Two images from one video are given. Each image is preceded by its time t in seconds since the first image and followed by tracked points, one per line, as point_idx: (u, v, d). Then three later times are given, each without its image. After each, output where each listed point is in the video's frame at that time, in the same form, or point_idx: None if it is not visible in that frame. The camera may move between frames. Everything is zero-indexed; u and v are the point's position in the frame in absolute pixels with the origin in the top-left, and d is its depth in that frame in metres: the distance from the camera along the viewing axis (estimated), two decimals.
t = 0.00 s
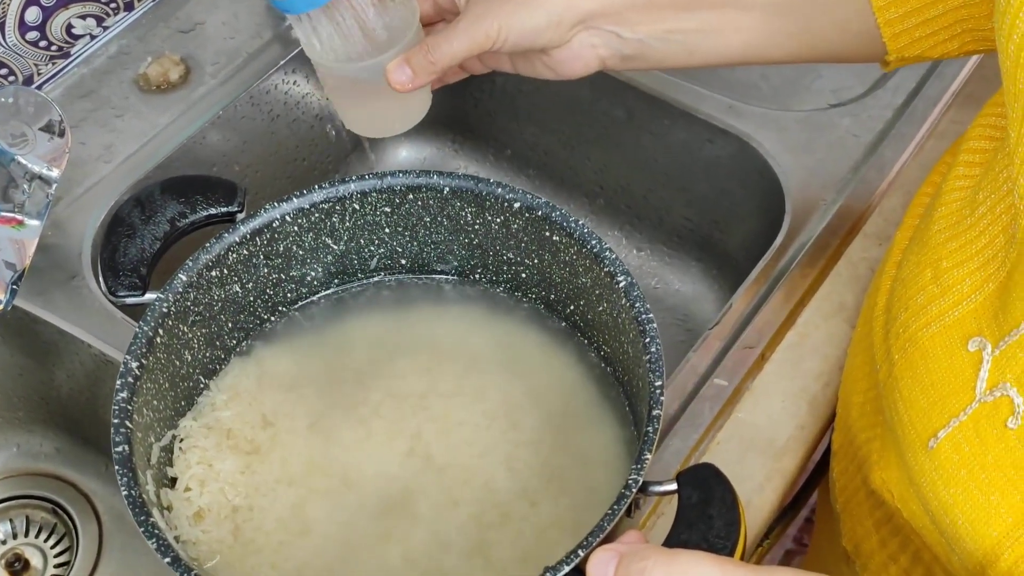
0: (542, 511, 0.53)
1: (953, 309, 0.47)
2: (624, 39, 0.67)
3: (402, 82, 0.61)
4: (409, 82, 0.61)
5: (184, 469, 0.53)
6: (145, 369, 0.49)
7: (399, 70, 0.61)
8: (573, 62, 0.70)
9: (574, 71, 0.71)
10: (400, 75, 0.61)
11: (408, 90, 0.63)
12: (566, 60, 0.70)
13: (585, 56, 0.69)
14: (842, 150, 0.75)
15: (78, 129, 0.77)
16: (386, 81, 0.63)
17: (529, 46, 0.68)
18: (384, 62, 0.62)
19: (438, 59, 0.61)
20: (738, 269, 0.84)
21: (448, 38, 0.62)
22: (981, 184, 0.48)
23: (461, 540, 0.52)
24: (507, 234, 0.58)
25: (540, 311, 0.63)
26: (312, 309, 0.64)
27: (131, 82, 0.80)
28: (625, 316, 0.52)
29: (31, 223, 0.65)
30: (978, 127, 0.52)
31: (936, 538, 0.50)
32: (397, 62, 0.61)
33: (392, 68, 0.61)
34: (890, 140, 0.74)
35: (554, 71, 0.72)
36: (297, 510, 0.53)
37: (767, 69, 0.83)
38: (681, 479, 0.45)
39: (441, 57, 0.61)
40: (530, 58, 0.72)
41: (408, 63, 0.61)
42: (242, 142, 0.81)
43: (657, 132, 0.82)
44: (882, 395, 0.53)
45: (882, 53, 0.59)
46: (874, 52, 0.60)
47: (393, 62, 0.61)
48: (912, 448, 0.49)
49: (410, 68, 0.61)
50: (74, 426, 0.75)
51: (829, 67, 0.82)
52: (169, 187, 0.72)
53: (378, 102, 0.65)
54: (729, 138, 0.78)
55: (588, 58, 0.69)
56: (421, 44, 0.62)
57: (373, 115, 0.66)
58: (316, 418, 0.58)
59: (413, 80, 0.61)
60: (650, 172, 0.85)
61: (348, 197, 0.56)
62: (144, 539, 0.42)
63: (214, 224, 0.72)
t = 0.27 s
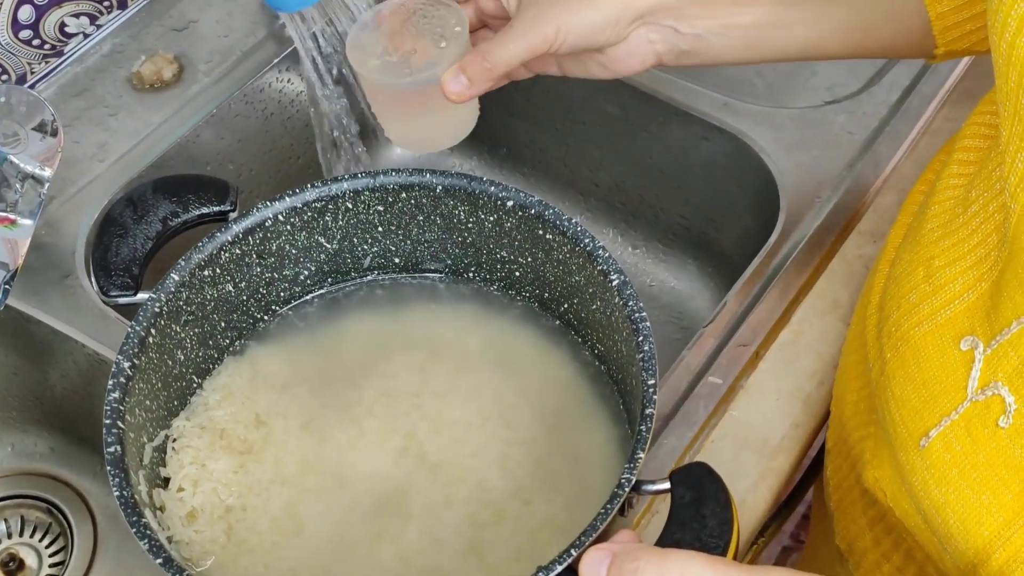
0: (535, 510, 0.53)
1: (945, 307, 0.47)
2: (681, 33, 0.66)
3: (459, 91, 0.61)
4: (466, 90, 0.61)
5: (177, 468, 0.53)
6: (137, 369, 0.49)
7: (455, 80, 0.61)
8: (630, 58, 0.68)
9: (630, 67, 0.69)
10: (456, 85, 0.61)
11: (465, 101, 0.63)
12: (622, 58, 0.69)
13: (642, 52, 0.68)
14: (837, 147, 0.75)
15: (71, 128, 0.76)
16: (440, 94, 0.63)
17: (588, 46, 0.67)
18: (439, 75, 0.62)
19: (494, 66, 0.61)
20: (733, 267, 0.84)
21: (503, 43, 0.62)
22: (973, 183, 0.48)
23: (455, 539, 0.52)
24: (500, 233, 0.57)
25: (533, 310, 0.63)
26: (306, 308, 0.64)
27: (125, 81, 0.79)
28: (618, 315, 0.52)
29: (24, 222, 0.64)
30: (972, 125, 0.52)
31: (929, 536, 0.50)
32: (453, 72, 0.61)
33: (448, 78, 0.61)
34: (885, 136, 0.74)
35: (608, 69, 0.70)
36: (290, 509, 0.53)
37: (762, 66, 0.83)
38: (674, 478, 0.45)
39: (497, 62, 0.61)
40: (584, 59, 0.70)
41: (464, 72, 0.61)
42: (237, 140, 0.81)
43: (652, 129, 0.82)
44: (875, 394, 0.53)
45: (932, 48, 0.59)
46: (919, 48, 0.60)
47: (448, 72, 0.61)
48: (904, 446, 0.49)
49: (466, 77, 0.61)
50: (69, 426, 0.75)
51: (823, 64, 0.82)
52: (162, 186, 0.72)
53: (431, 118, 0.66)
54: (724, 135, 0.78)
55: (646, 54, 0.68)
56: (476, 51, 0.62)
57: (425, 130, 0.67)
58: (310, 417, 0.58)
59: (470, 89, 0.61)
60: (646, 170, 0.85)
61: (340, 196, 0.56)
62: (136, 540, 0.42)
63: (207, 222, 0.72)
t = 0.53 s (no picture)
0: (531, 510, 0.53)
1: (943, 307, 0.47)
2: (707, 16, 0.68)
3: (497, 143, 0.53)
4: (505, 143, 0.53)
5: (173, 468, 0.53)
6: (133, 369, 0.49)
7: (493, 132, 0.52)
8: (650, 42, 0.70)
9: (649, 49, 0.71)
10: (495, 137, 0.52)
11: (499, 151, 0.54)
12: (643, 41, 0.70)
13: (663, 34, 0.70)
14: (834, 145, 0.75)
15: (67, 127, 0.76)
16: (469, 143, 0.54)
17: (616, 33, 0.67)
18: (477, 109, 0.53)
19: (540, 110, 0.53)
20: (731, 265, 0.84)
21: (549, 72, 0.53)
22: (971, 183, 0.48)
23: (451, 539, 0.52)
24: (496, 232, 0.57)
25: (530, 309, 0.63)
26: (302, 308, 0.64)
27: (121, 80, 0.79)
28: (615, 314, 0.52)
29: (19, 223, 0.64)
30: (969, 124, 0.52)
31: (925, 536, 0.50)
32: (492, 122, 0.52)
33: (486, 131, 0.52)
34: (882, 134, 0.74)
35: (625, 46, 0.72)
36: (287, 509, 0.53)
37: (759, 65, 0.83)
38: (669, 478, 0.45)
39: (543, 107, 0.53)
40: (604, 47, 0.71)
41: (504, 122, 0.52)
42: (233, 138, 0.81)
43: (649, 128, 0.82)
44: (871, 393, 0.53)
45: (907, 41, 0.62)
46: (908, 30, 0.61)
47: (483, 124, 0.52)
48: (901, 446, 0.49)
49: (506, 129, 0.52)
50: (66, 425, 0.75)
51: (820, 62, 0.82)
52: (157, 186, 0.71)
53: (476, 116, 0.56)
54: (721, 133, 0.78)
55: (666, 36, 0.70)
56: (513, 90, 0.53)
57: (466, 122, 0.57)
58: (307, 417, 0.58)
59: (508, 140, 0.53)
60: (643, 168, 0.85)
61: (336, 195, 0.56)
62: (131, 540, 0.42)
63: (203, 222, 0.71)
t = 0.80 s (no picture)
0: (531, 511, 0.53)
1: (945, 308, 0.47)
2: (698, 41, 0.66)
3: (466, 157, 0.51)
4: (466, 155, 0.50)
5: (173, 469, 0.53)
6: (132, 370, 0.49)
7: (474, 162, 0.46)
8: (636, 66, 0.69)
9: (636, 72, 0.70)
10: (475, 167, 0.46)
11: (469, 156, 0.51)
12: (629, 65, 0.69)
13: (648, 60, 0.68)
14: (834, 144, 0.75)
15: (66, 126, 0.76)
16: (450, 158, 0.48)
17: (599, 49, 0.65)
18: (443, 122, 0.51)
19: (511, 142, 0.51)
20: (731, 264, 0.84)
21: (492, 60, 0.41)
22: (973, 184, 0.48)
23: (452, 540, 0.52)
24: (496, 232, 0.57)
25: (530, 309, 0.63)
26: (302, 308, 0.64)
27: (120, 79, 0.79)
28: (614, 314, 0.52)
29: (18, 222, 0.64)
30: (970, 125, 0.52)
31: (927, 538, 0.50)
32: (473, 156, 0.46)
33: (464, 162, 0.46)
34: (882, 133, 0.74)
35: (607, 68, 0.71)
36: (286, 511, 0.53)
37: (759, 63, 0.83)
38: (668, 479, 0.45)
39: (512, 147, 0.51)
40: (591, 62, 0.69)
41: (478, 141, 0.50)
42: (232, 138, 0.81)
43: (649, 126, 0.82)
44: (873, 394, 0.53)
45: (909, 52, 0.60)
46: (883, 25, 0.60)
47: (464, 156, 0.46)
48: (902, 448, 0.49)
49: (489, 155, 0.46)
50: (66, 425, 0.75)
51: (820, 61, 0.82)
52: (155, 186, 0.71)
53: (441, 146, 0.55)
54: (721, 132, 0.77)
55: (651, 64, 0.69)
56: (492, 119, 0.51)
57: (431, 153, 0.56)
58: (307, 418, 0.58)
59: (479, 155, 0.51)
60: (643, 167, 0.85)
61: (335, 195, 0.56)
62: (130, 543, 0.42)
63: (201, 223, 0.71)
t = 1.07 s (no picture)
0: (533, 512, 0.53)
1: (950, 311, 0.47)
2: (663, 74, 0.66)
3: (414, 85, 0.59)
4: (423, 86, 0.59)
5: (173, 472, 0.53)
6: (133, 370, 0.48)
7: (413, 75, 0.58)
8: (604, 95, 0.68)
9: (603, 100, 0.70)
10: (413, 78, 0.58)
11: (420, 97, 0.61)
12: (597, 94, 0.69)
13: (615, 90, 0.68)
14: (835, 144, 0.75)
15: (66, 126, 0.76)
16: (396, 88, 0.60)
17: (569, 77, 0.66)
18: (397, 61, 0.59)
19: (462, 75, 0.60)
20: (732, 264, 0.84)
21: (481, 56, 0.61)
22: (977, 186, 0.48)
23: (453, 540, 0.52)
24: (499, 233, 0.57)
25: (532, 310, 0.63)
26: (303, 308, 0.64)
27: (120, 79, 0.79)
28: (616, 315, 0.52)
29: (18, 223, 0.64)
30: (974, 127, 0.52)
31: (929, 540, 0.50)
32: (412, 64, 0.58)
33: (406, 71, 0.58)
34: (883, 133, 0.74)
35: (579, 98, 0.71)
36: (287, 513, 0.53)
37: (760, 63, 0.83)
38: (671, 481, 0.45)
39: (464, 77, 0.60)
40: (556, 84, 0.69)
41: (426, 68, 0.58)
42: (232, 138, 0.81)
43: (649, 126, 0.82)
44: (876, 395, 0.53)
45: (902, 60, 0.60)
46: (894, 56, 0.60)
47: (407, 64, 0.58)
48: (905, 450, 0.49)
49: (426, 74, 0.58)
50: (66, 426, 0.75)
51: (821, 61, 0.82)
52: (156, 187, 0.71)
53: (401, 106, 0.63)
54: (722, 132, 0.77)
55: (618, 93, 0.68)
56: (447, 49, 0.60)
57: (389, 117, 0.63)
58: (309, 419, 0.58)
59: (427, 86, 0.59)
60: (644, 167, 0.85)
61: (337, 196, 0.56)
62: (131, 543, 0.41)
63: (203, 222, 0.72)
